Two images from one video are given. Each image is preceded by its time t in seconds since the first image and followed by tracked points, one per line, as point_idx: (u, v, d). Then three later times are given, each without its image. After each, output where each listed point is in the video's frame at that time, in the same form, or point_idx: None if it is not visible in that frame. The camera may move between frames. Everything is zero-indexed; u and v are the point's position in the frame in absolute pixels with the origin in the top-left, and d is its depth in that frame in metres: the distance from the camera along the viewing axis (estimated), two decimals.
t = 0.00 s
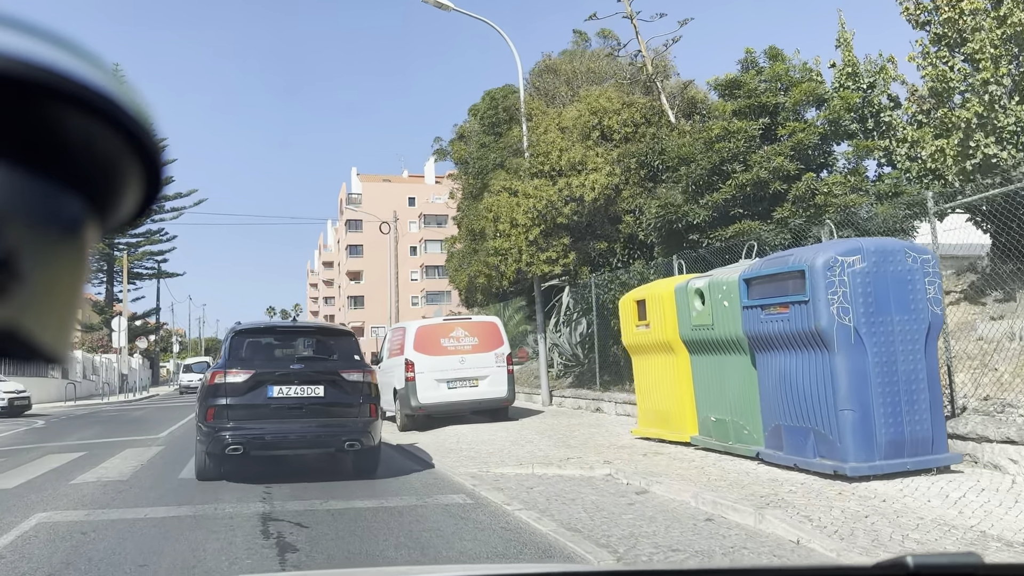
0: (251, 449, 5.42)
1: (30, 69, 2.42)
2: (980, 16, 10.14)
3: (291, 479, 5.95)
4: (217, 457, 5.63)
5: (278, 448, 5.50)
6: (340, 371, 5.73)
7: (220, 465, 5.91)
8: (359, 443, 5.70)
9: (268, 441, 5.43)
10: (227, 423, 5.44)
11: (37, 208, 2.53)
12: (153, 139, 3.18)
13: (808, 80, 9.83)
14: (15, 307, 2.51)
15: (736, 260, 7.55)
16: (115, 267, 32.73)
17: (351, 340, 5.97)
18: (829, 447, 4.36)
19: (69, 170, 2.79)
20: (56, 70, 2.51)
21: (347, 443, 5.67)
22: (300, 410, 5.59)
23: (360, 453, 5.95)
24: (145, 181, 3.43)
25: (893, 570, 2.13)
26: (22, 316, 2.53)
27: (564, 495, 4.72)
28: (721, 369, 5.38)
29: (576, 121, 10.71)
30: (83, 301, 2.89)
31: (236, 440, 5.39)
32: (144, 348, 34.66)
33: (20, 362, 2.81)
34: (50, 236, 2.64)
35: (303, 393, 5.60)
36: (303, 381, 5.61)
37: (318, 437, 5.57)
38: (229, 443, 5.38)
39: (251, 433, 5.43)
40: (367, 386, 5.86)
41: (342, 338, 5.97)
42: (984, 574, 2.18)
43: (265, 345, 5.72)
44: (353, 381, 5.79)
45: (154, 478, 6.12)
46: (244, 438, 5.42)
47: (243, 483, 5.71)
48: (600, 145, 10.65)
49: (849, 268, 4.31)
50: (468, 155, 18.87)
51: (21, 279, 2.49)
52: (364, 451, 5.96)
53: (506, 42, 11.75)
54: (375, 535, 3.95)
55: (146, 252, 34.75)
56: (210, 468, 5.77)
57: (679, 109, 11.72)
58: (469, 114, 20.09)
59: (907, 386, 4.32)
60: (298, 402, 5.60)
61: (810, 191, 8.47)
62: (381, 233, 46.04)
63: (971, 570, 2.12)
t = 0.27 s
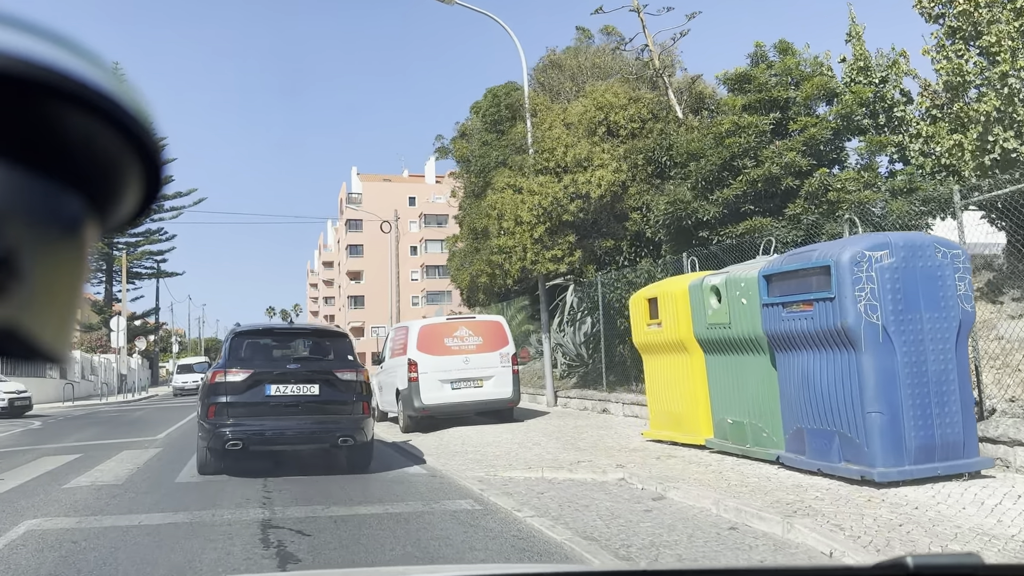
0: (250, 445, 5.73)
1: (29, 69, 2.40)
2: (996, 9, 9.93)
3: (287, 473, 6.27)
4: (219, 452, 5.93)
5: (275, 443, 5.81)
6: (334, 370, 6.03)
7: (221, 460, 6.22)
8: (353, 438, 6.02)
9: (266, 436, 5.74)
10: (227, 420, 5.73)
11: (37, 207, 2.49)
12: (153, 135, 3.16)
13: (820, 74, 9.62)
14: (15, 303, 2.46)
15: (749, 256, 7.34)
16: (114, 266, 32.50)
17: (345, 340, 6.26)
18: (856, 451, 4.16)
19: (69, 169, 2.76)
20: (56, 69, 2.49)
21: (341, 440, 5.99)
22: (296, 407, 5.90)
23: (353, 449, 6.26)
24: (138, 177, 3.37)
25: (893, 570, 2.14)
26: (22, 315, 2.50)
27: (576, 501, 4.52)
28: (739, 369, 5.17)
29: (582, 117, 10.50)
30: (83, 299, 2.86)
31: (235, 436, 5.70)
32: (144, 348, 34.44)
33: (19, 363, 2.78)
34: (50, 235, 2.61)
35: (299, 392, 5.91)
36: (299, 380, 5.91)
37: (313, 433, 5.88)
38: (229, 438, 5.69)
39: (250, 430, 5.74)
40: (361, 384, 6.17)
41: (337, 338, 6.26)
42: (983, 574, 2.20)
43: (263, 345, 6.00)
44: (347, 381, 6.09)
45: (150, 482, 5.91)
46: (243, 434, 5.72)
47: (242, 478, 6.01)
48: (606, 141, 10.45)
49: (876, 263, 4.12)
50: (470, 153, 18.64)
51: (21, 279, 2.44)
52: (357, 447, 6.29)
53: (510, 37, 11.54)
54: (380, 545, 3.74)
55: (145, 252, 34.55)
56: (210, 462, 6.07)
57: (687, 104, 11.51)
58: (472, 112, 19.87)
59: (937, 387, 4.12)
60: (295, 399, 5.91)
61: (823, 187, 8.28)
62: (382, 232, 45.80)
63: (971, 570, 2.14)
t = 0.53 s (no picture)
0: (249, 441, 6.08)
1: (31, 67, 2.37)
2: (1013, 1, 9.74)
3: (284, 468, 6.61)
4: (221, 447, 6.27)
5: (273, 439, 6.16)
6: (329, 370, 6.35)
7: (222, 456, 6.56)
8: (347, 435, 6.38)
9: (264, 433, 6.08)
10: (227, 417, 6.08)
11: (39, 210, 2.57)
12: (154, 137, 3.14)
13: (831, 68, 9.44)
14: (15, 307, 2.57)
15: (762, 253, 7.16)
16: (113, 266, 32.31)
17: (340, 342, 6.62)
18: (884, 456, 3.97)
19: (68, 169, 2.76)
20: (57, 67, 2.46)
21: (336, 436, 6.33)
22: (293, 405, 6.25)
23: (348, 445, 6.58)
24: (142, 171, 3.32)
25: (894, 571, 2.05)
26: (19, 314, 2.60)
27: (590, 507, 4.33)
28: (756, 370, 4.98)
29: (588, 113, 10.30)
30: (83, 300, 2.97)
31: (235, 432, 6.06)
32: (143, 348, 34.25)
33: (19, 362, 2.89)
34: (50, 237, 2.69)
35: (296, 390, 6.24)
36: (296, 380, 6.25)
37: (309, 430, 6.22)
38: (229, 434, 6.05)
39: (249, 426, 6.09)
40: (355, 384, 6.50)
41: (333, 340, 6.59)
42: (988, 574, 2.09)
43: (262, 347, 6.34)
44: (342, 380, 6.43)
45: (146, 487, 5.71)
46: (242, 431, 6.08)
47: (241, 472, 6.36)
48: (613, 137, 10.25)
49: (905, 258, 3.93)
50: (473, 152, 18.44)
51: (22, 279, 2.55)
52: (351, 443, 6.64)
53: (515, 32, 11.36)
54: (387, 553, 3.57)
55: (144, 251, 34.38)
56: (211, 458, 6.43)
57: (695, 100, 11.33)
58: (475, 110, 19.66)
59: (968, 389, 3.94)
60: (291, 398, 6.25)
61: (836, 183, 8.10)
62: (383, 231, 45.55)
63: (974, 571, 2.02)
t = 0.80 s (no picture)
0: (248, 438, 6.28)
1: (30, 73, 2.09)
2: None
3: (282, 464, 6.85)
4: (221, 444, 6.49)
5: (271, 436, 6.36)
6: (325, 370, 6.56)
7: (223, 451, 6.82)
8: (342, 432, 6.57)
9: (263, 430, 6.29)
10: (227, 416, 6.28)
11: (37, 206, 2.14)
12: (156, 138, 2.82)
13: (842, 63, 9.27)
14: (14, 305, 2.11)
15: (776, 251, 6.99)
16: (112, 266, 32.12)
17: (337, 343, 6.82)
18: (913, 459, 3.78)
19: (68, 170, 2.41)
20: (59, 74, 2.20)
21: (332, 433, 6.54)
22: (289, 404, 6.45)
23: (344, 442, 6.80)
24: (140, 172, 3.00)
25: (892, 570, 2.06)
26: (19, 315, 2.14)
27: (604, 514, 4.14)
28: (774, 371, 4.81)
29: (593, 108, 10.11)
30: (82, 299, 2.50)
31: (235, 430, 6.25)
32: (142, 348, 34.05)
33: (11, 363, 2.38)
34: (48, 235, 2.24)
35: (294, 390, 6.45)
36: (293, 380, 6.46)
37: (306, 427, 6.42)
38: (229, 432, 6.25)
39: (248, 424, 6.29)
40: (350, 384, 6.70)
41: (330, 340, 6.80)
42: (984, 573, 2.11)
43: (261, 348, 6.54)
44: (337, 379, 6.64)
45: (141, 491, 5.53)
46: (242, 428, 6.28)
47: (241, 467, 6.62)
48: (619, 133, 10.07)
49: (935, 254, 3.76)
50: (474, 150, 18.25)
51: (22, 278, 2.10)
52: (347, 440, 6.82)
53: (518, 26, 11.17)
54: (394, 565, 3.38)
55: (143, 251, 34.22)
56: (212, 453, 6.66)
57: (701, 96, 11.16)
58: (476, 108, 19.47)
59: (1001, 389, 3.76)
60: (288, 397, 6.46)
61: (849, 178, 7.94)
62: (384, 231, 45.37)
63: (973, 571, 2.04)
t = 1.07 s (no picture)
0: (247, 435, 6.40)
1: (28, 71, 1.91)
2: None
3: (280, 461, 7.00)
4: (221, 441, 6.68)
5: (269, 434, 6.47)
6: (321, 371, 6.64)
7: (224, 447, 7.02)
8: (338, 430, 6.67)
9: (261, 428, 6.39)
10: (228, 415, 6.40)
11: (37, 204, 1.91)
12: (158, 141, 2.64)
13: (854, 57, 9.09)
14: (12, 304, 1.84)
15: (791, 246, 6.77)
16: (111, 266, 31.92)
17: (334, 344, 6.90)
18: (943, 464, 3.61)
19: (68, 169, 2.16)
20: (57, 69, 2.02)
21: (327, 431, 6.64)
22: (287, 403, 6.54)
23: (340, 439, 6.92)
24: (140, 171, 2.74)
25: (891, 570, 1.97)
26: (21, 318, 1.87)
27: (619, 521, 3.97)
28: (793, 371, 4.63)
29: (599, 104, 9.92)
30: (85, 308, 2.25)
31: (235, 428, 6.38)
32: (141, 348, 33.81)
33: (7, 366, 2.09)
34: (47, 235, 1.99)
35: (291, 390, 6.54)
36: (290, 380, 6.55)
37: (303, 426, 6.52)
38: (230, 430, 6.38)
39: (247, 423, 6.40)
40: (345, 384, 6.78)
41: (327, 341, 6.88)
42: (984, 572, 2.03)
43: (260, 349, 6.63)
44: (333, 380, 6.72)
45: (138, 495, 5.36)
46: (241, 426, 6.40)
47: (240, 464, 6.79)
48: (625, 130, 9.89)
49: (968, 248, 3.59)
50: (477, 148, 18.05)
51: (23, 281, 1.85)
52: (342, 437, 6.94)
53: (523, 21, 11.00)
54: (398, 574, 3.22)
55: (143, 250, 34.02)
56: (213, 450, 6.86)
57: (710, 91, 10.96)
58: (478, 106, 19.28)
59: None
60: (286, 397, 6.54)
61: (862, 175, 7.77)
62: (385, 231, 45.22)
63: (972, 570, 1.96)
